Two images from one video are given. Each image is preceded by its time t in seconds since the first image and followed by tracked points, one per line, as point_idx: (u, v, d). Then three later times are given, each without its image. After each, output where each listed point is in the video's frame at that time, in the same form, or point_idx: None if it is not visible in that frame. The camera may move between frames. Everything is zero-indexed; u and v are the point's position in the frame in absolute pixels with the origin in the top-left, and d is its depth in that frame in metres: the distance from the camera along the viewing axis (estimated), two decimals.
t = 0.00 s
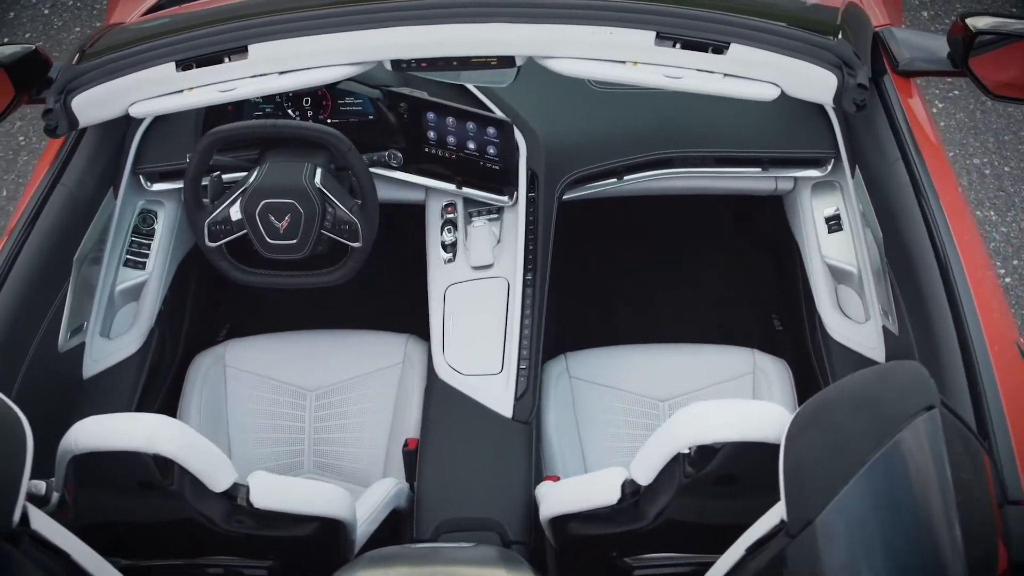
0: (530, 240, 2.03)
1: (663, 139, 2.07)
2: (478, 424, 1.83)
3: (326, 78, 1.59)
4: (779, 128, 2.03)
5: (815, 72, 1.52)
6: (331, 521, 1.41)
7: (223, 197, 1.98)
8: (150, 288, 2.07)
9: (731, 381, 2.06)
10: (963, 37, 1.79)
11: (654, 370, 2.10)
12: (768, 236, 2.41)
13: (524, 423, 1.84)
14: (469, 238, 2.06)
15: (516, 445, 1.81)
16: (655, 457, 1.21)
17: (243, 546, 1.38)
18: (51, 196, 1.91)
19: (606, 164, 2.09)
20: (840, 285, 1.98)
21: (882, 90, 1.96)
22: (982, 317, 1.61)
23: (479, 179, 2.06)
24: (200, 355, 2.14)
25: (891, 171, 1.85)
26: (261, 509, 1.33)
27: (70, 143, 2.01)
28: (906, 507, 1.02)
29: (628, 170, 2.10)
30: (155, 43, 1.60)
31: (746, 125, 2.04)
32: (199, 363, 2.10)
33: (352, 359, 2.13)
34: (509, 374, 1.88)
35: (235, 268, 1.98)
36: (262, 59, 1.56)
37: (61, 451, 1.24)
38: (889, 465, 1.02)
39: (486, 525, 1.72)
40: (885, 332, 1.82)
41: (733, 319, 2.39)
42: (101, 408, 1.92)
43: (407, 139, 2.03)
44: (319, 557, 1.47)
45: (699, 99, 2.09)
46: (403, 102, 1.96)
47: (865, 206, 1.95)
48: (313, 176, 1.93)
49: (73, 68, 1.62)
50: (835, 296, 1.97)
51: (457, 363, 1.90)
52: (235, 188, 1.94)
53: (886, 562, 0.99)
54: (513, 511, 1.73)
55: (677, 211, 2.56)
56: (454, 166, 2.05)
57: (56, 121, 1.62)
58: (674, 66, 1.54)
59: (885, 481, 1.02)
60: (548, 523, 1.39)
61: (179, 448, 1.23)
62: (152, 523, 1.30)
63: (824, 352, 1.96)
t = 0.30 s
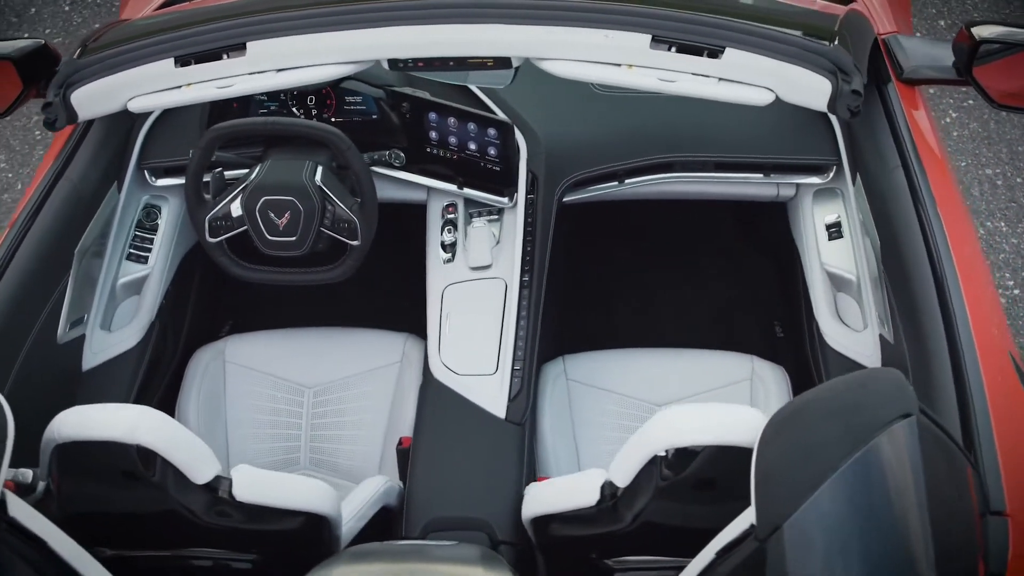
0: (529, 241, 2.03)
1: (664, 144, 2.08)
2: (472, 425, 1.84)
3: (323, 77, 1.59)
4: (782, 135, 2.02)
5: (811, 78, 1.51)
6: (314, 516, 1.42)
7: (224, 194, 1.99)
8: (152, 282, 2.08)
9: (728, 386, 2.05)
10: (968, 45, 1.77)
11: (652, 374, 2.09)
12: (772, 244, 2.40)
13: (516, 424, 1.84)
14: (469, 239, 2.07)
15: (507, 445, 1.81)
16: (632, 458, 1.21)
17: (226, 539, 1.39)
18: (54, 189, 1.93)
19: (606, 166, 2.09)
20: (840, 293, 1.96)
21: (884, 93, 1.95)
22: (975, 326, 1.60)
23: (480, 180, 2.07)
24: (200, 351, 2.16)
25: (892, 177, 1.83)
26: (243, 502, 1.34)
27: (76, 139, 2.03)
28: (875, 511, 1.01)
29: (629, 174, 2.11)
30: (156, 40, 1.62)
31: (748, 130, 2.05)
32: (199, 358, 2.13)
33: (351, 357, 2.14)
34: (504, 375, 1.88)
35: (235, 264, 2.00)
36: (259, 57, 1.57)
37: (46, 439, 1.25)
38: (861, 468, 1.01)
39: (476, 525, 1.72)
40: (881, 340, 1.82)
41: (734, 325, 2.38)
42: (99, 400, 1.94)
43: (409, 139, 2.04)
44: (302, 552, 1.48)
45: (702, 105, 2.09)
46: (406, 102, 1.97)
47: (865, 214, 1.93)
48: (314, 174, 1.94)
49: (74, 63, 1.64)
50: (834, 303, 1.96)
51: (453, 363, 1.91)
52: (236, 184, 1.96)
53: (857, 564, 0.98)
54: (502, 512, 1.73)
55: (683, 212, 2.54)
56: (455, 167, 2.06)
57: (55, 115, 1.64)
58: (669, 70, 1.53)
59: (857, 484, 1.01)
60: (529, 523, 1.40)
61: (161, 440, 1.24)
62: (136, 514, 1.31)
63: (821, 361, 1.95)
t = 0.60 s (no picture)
0: (527, 241, 2.04)
1: (665, 148, 2.08)
2: (465, 425, 1.84)
3: (320, 74, 1.59)
4: (783, 140, 2.02)
5: (805, 82, 1.50)
6: (299, 510, 1.42)
7: (226, 189, 2.00)
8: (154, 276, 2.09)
9: (725, 391, 2.04)
10: (974, 54, 1.74)
11: (649, 377, 2.09)
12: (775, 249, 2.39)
13: (509, 423, 1.85)
14: (468, 239, 2.07)
15: (500, 445, 1.82)
16: (609, 458, 1.21)
17: (211, 530, 1.40)
18: (58, 182, 1.95)
19: (606, 169, 2.09)
20: (838, 299, 1.95)
21: (886, 99, 1.94)
22: (968, 338, 1.59)
23: (480, 180, 2.08)
24: (199, 347, 2.16)
25: (890, 184, 1.83)
26: (224, 494, 1.35)
27: (81, 133, 2.06)
28: (849, 513, 1.02)
29: (629, 176, 2.11)
30: (157, 35, 1.64)
31: (748, 134, 2.05)
32: (199, 352, 2.13)
33: (349, 354, 2.15)
34: (497, 374, 1.89)
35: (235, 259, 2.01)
36: (256, 53, 1.58)
37: (31, 427, 1.27)
38: (837, 468, 1.02)
39: (465, 523, 1.72)
40: (876, 348, 1.81)
41: (735, 330, 2.38)
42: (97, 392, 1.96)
43: (411, 139, 2.05)
44: (288, 545, 1.48)
45: (703, 109, 2.10)
46: (407, 101, 1.98)
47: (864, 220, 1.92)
48: (314, 171, 1.95)
49: (77, 58, 1.67)
50: (833, 309, 1.94)
51: (448, 362, 1.92)
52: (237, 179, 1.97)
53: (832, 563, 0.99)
54: (492, 511, 1.74)
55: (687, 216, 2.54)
56: (456, 167, 2.07)
57: (55, 107, 1.66)
58: (663, 72, 1.53)
59: (832, 486, 1.01)
60: (511, 518, 1.40)
61: (144, 429, 1.26)
62: (120, 504, 1.32)
63: (817, 367, 1.94)
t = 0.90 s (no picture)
0: (522, 243, 2.07)
1: (665, 151, 2.08)
2: (457, 425, 1.85)
3: (314, 73, 1.60)
4: (781, 147, 2.03)
5: (798, 87, 1.50)
6: (283, 505, 1.43)
7: (226, 185, 2.02)
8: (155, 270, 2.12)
9: (720, 396, 2.04)
10: (975, 62, 1.70)
11: (645, 381, 2.09)
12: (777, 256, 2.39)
13: (500, 423, 1.86)
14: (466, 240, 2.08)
15: (491, 445, 1.83)
16: (587, 457, 1.22)
17: (196, 522, 1.41)
18: (61, 175, 1.97)
19: (605, 172, 2.10)
20: (835, 306, 1.94)
21: (885, 106, 1.92)
22: (956, 350, 1.58)
23: (479, 181, 2.09)
24: (197, 342, 2.17)
25: (886, 191, 1.82)
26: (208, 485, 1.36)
27: (86, 126, 2.07)
28: (825, 522, 0.93)
29: (629, 179, 2.11)
30: (156, 31, 1.65)
31: (748, 140, 2.06)
32: (198, 347, 2.14)
33: (346, 351, 2.17)
34: (490, 374, 1.90)
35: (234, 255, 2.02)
36: (252, 51, 1.59)
37: (18, 415, 1.28)
38: (810, 467, 0.93)
39: (452, 521, 1.72)
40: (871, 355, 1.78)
41: (735, 336, 2.38)
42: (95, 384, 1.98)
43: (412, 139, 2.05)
44: (273, 538, 1.49)
45: (704, 114, 2.11)
46: (408, 101, 1.98)
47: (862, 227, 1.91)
48: (314, 169, 1.97)
49: (77, 53, 1.68)
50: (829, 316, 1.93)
51: (442, 360, 1.92)
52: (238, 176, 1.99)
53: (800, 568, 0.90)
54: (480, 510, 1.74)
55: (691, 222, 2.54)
56: (456, 167, 2.08)
57: (54, 101, 1.67)
58: (655, 75, 1.52)
59: (805, 487, 0.93)
60: (493, 518, 1.41)
61: (126, 419, 1.28)
62: (105, 494, 1.34)
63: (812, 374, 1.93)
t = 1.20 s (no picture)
0: (519, 245, 2.07)
1: (663, 155, 2.08)
2: (450, 423, 1.86)
3: (307, 71, 1.61)
4: (780, 151, 2.03)
5: (788, 90, 1.50)
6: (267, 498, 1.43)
7: (227, 182, 2.04)
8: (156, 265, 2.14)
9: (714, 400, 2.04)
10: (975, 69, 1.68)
11: (641, 384, 2.09)
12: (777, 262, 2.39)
13: (492, 423, 1.87)
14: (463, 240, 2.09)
15: (482, 444, 1.83)
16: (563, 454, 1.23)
17: (182, 512, 1.43)
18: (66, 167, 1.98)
19: (604, 174, 2.11)
20: (829, 311, 1.94)
21: (885, 112, 1.92)
22: (944, 357, 1.58)
23: (478, 182, 2.10)
24: (199, 337, 2.20)
25: (882, 197, 1.82)
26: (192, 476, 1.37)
27: (92, 121, 2.09)
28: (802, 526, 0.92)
29: (626, 183, 2.13)
30: (156, 28, 1.68)
31: (746, 144, 2.06)
32: (199, 342, 2.16)
33: (344, 349, 2.18)
34: (482, 373, 1.91)
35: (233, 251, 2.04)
36: (248, 49, 1.61)
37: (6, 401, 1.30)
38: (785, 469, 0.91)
39: (440, 519, 1.73)
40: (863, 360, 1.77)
41: (733, 341, 2.38)
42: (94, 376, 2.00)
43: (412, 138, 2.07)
44: (259, 531, 1.50)
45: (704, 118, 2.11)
46: (408, 102, 2.00)
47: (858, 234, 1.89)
48: (312, 167, 1.98)
49: (77, 49, 1.72)
50: (823, 321, 1.93)
51: (436, 359, 1.93)
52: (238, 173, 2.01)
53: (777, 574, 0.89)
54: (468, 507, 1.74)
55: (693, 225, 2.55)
56: (455, 168, 2.09)
57: (53, 96, 1.70)
58: (645, 76, 1.52)
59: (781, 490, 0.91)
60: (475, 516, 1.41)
61: (110, 408, 1.30)
62: (91, 481, 1.35)
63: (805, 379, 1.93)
